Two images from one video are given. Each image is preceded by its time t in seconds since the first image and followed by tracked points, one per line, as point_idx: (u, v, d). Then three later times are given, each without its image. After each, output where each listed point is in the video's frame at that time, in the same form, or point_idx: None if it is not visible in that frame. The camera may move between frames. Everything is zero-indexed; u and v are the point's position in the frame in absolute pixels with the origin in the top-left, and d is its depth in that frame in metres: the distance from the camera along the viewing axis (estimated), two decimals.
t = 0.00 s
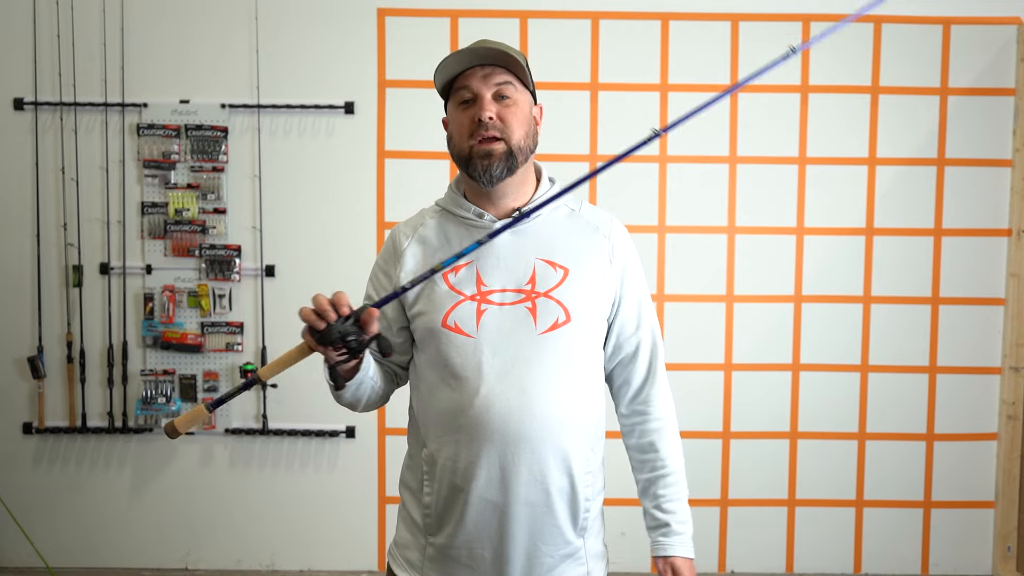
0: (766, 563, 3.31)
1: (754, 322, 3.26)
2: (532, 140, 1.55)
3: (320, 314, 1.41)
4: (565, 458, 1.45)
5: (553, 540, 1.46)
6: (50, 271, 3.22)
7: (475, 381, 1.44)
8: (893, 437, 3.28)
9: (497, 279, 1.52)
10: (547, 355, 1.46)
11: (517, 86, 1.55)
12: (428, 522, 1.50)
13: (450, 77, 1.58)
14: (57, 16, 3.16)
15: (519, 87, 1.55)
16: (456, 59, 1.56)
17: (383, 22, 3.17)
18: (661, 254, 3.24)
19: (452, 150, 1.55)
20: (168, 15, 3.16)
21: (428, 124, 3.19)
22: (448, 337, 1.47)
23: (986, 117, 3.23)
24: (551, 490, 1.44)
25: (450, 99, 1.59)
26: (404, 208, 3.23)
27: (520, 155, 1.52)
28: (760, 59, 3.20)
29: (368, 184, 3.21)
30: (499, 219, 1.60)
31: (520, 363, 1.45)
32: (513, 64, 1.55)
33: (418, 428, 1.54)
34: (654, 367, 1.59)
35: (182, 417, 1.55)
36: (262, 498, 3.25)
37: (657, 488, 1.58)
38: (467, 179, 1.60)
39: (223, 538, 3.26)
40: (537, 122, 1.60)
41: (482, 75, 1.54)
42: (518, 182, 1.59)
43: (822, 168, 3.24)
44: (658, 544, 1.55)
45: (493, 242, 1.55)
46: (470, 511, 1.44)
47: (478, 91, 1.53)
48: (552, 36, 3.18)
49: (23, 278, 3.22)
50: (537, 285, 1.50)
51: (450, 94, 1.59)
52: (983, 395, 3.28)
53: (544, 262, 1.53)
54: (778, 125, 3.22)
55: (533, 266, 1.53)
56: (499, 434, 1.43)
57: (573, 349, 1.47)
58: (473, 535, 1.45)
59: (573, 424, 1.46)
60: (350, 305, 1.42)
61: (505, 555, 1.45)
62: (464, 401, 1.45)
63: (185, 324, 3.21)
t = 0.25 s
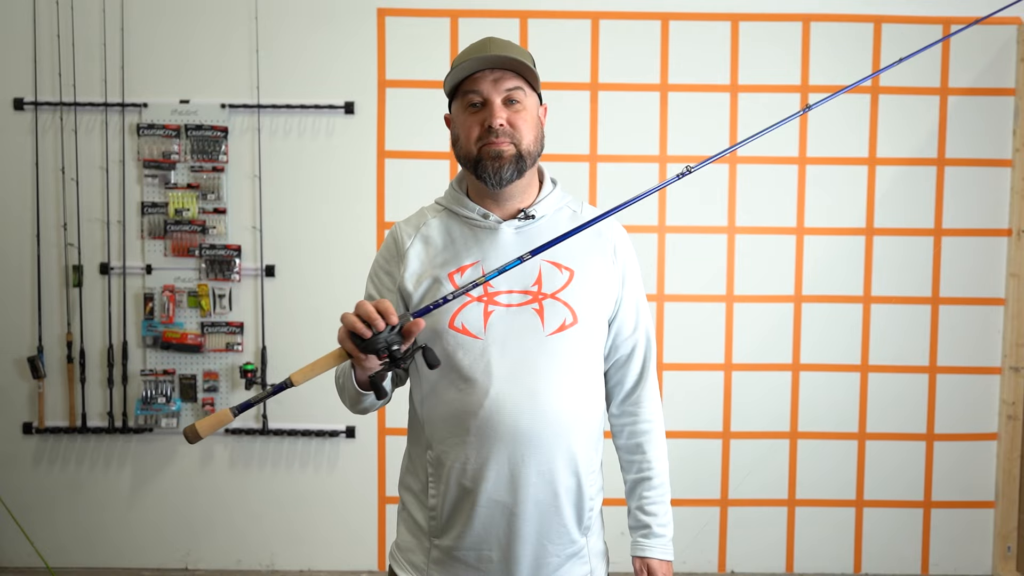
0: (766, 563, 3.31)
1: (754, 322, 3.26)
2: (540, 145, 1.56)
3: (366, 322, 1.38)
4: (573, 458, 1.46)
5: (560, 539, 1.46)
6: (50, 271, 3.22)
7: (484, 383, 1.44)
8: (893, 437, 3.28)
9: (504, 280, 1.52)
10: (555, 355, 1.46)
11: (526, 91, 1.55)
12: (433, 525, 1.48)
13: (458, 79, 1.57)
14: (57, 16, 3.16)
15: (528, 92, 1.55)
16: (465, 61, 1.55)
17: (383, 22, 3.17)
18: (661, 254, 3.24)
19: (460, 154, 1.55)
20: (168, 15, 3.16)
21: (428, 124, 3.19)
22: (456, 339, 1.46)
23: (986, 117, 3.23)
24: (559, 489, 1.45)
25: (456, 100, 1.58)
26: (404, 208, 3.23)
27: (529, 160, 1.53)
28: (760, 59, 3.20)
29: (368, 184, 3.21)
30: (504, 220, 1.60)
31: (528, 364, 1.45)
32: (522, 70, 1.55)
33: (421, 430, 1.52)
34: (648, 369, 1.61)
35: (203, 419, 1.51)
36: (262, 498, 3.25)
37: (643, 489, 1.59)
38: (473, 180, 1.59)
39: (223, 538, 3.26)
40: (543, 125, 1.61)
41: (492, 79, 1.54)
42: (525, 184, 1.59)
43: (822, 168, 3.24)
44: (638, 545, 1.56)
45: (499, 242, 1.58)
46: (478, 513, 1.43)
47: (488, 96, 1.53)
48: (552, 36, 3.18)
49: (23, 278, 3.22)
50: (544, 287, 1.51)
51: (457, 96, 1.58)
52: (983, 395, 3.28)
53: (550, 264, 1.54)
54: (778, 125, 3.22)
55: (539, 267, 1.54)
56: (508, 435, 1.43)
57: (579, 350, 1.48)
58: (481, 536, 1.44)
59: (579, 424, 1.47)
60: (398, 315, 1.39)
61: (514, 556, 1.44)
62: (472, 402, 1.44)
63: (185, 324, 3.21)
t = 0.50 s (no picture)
0: (766, 563, 3.31)
1: (754, 322, 3.26)
2: (547, 146, 1.57)
3: (380, 315, 1.38)
4: (575, 457, 1.46)
5: (562, 539, 1.46)
6: (50, 271, 3.22)
7: (488, 382, 1.44)
8: (893, 437, 3.29)
9: (508, 279, 1.52)
10: (559, 355, 1.46)
11: (536, 92, 1.56)
12: (435, 525, 1.48)
13: (469, 76, 1.56)
14: (57, 16, 3.15)
15: (537, 93, 1.56)
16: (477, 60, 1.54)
17: (383, 22, 3.17)
18: (661, 254, 3.25)
19: (467, 151, 1.54)
20: (168, 15, 3.16)
21: (428, 124, 3.19)
22: (461, 337, 1.46)
23: (986, 117, 3.23)
24: (562, 488, 1.45)
25: (465, 97, 1.57)
26: (404, 208, 3.23)
27: (536, 161, 1.53)
28: (760, 59, 3.20)
29: (368, 184, 3.21)
30: (508, 220, 1.61)
31: (532, 364, 1.45)
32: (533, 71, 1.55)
33: (423, 429, 1.52)
34: (650, 370, 1.62)
35: (215, 419, 1.51)
36: (262, 498, 3.25)
37: (651, 490, 1.60)
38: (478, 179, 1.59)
39: (223, 538, 3.26)
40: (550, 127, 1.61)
41: (503, 78, 1.54)
42: (530, 185, 1.60)
43: (822, 168, 3.24)
44: (651, 543, 1.57)
45: (504, 242, 1.59)
46: (481, 512, 1.43)
47: (499, 95, 1.53)
48: (552, 36, 3.18)
49: (23, 278, 3.22)
50: (548, 286, 1.51)
51: (466, 93, 1.58)
52: (983, 395, 3.29)
53: (554, 264, 1.54)
54: (778, 125, 3.22)
55: (544, 267, 1.54)
56: (512, 435, 1.43)
57: (582, 349, 1.49)
58: (484, 536, 1.44)
59: (581, 424, 1.47)
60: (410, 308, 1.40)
61: (516, 555, 1.44)
62: (475, 401, 1.44)
63: (185, 324, 3.21)
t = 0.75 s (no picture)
0: (766, 563, 3.31)
1: (754, 321, 3.26)
2: (549, 143, 1.56)
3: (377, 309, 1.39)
4: (576, 457, 1.46)
5: (562, 538, 1.46)
6: (50, 271, 3.22)
7: (488, 381, 1.43)
8: (893, 437, 3.28)
9: (509, 278, 1.52)
10: (559, 354, 1.46)
11: (536, 90, 1.56)
12: (434, 525, 1.48)
13: (470, 76, 1.57)
14: (57, 16, 3.15)
15: (538, 91, 1.56)
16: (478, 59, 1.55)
17: (383, 22, 3.17)
18: (661, 254, 3.25)
19: (469, 150, 1.54)
20: (168, 15, 3.16)
21: (428, 124, 3.19)
22: (462, 335, 1.46)
23: (986, 117, 3.23)
24: (562, 488, 1.45)
25: (466, 98, 1.58)
26: (405, 208, 3.23)
27: (538, 158, 1.53)
28: (760, 59, 3.20)
29: (368, 184, 3.21)
30: (510, 220, 1.61)
31: (533, 363, 1.45)
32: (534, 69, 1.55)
33: (423, 428, 1.52)
34: (651, 372, 1.62)
35: (215, 415, 1.51)
36: (262, 498, 3.25)
37: (654, 491, 1.60)
38: (479, 178, 1.59)
39: (223, 538, 3.26)
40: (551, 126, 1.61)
41: (503, 77, 1.54)
42: (530, 184, 1.60)
43: (822, 168, 3.24)
44: (654, 545, 1.57)
45: (505, 242, 1.59)
46: (480, 511, 1.43)
47: (499, 93, 1.53)
48: (552, 36, 3.18)
49: (23, 278, 3.22)
50: (549, 286, 1.51)
51: (467, 93, 1.58)
52: (983, 395, 3.29)
53: (555, 264, 1.54)
54: (778, 125, 3.22)
55: (545, 267, 1.54)
56: (512, 434, 1.42)
57: (583, 349, 1.49)
58: (483, 535, 1.44)
59: (582, 424, 1.47)
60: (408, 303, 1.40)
61: (516, 554, 1.44)
62: (475, 399, 1.44)
63: (185, 324, 3.21)
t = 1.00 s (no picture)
0: (765, 563, 3.31)
1: (754, 321, 3.26)
2: (547, 142, 1.56)
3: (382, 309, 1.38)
4: (573, 456, 1.46)
5: (561, 538, 1.46)
6: (50, 271, 3.22)
7: (486, 380, 1.43)
8: (893, 437, 3.28)
9: (508, 278, 1.52)
10: (557, 353, 1.46)
11: (534, 89, 1.56)
12: (432, 525, 1.48)
13: (468, 75, 1.58)
14: (57, 16, 3.16)
15: (535, 89, 1.56)
16: (476, 58, 1.56)
17: (383, 22, 3.17)
18: (661, 254, 3.24)
19: (466, 148, 1.54)
20: (168, 15, 3.16)
21: (427, 124, 3.20)
22: (459, 335, 1.46)
23: (986, 117, 3.23)
24: (560, 487, 1.45)
25: (464, 97, 1.58)
26: (405, 208, 3.23)
27: (536, 155, 1.52)
28: (760, 59, 3.20)
29: (368, 184, 3.21)
30: (508, 220, 1.61)
31: (530, 362, 1.45)
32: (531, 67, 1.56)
33: (420, 428, 1.52)
34: (649, 372, 1.62)
35: (213, 407, 1.48)
36: (262, 498, 3.25)
37: (649, 492, 1.60)
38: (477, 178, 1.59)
39: (223, 538, 3.26)
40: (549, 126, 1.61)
41: (501, 75, 1.54)
42: (528, 183, 1.60)
43: (822, 168, 3.24)
44: (647, 547, 1.57)
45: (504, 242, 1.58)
46: (478, 511, 1.43)
47: (497, 91, 1.53)
48: (552, 37, 3.18)
49: (23, 278, 3.22)
50: (547, 285, 1.52)
51: (465, 93, 1.59)
52: (983, 396, 3.28)
53: (553, 264, 1.55)
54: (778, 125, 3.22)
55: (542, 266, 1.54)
56: (510, 433, 1.42)
57: (581, 348, 1.49)
58: (481, 535, 1.44)
59: (579, 423, 1.47)
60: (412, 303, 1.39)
61: (514, 554, 1.44)
62: (473, 399, 1.44)
63: (185, 324, 3.21)
